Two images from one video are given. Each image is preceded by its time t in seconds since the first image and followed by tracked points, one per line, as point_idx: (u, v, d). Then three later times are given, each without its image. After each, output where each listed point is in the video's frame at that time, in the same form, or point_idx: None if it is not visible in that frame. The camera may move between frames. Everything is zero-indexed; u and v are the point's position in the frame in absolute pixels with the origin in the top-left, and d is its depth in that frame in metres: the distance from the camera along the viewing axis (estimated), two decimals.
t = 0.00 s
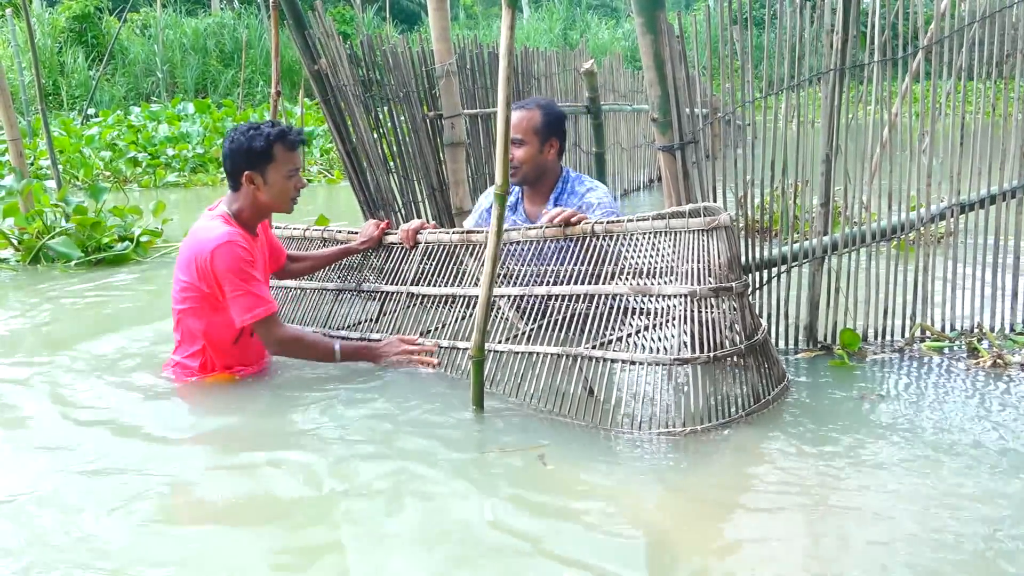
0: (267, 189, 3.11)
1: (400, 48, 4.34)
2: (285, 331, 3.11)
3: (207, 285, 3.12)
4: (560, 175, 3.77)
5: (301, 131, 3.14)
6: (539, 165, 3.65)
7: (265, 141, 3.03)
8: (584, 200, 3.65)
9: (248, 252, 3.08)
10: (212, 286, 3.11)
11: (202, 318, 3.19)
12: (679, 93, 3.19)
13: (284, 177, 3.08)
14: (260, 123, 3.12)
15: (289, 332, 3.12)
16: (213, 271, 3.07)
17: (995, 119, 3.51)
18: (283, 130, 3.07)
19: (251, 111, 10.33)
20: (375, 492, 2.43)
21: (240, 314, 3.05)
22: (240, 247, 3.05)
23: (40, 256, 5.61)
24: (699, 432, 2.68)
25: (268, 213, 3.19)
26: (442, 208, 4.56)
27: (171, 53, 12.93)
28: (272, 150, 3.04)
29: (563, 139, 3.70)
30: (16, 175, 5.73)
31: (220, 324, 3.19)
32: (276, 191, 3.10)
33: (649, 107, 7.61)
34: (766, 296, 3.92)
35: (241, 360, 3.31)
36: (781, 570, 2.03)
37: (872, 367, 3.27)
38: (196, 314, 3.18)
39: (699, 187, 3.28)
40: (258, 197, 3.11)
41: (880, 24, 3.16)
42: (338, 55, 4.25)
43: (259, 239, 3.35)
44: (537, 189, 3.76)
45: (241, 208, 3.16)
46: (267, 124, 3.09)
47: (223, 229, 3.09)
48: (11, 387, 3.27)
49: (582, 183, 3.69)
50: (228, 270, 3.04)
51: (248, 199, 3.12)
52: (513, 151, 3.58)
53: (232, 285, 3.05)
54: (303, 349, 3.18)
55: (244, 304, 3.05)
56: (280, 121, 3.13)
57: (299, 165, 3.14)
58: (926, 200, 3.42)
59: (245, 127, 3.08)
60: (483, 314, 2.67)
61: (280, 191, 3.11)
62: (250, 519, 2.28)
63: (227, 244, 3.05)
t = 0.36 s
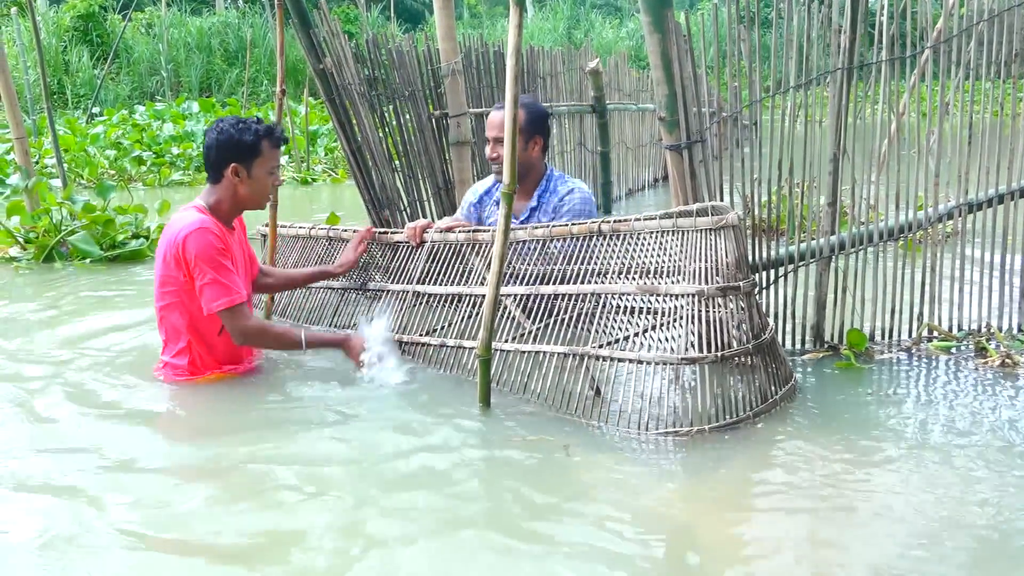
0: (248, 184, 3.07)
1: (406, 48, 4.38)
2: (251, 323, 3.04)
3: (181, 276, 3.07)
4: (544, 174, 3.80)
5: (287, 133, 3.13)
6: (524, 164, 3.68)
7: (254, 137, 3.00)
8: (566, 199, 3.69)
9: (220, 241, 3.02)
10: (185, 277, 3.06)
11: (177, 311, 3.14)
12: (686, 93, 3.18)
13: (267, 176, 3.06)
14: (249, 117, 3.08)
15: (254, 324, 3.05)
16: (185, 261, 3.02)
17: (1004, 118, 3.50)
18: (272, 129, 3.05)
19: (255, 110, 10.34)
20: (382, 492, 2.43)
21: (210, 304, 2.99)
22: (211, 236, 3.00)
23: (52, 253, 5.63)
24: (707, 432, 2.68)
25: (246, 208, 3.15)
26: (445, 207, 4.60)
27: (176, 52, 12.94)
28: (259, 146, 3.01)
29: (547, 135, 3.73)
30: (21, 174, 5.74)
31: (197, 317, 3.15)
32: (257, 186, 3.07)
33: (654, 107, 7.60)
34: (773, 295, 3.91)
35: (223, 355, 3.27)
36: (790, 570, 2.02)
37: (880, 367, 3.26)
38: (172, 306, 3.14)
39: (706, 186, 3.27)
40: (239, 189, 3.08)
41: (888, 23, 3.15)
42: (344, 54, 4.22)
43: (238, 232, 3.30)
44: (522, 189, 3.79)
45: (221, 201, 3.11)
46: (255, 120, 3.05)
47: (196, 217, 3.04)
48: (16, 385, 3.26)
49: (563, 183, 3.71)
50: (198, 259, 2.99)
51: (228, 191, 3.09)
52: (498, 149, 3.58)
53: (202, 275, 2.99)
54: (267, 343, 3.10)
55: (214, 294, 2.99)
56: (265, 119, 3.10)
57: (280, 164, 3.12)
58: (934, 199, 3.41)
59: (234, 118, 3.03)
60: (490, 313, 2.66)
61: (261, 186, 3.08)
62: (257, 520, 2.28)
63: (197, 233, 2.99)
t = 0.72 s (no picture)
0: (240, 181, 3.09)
1: (414, 49, 4.41)
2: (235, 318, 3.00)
3: (172, 271, 3.03)
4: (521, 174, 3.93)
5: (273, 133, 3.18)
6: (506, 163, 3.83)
7: (251, 136, 3.03)
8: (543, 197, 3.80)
9: (212, 235, 3.01)
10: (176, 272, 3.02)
11: (167, 308, 3.10)
12: (695, 93, 3.18)
13: (260, 175, 3.11)
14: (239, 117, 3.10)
15: (238, 320, 3.00)
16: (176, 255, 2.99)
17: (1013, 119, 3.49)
18: (265, 129, 3.09)
19: (262, 110, 10.36)
20: (390, 492, 2.43)
21: (198, 297, 2.96)
22: (206, 227, 3.00)
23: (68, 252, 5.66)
24: (716, 432, 2.67)
25: (237, 204, 3.15)
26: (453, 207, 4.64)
27: (182, 53, 12.98)
28: (254, 146, 3.05)
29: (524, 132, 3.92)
30: (30, 173, 5.75)
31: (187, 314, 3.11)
32: (250, 184, 3.09)
33: (661, 107, 7.59)
34: (782, 296, 3.91)
35: (223, 352, 3.23)
36: (800, 572, 2.02)
37: (888, 368, 3.26)
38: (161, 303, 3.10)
39: (714, 186, 3.27)
40: (230, 187, 3.08)
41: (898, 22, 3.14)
42: (351, 55, 4.22)
43: (227, 230, 3.27)
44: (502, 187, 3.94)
45: (212, 198, 3.10)
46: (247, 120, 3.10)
47: (188, 211, 3.02)
48: (25, 384, 3.27)
49: (542, 180, 3.84)
50: (190, 252, 2.96)
51: (219, 190, 3.09)
52: (479, 150, 3.80)
53: (192, 267, 2.96)
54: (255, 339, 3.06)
55: (203, 286, 2.96)
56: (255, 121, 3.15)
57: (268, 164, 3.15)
58: (943, 200, 3.40)
59: (228, 116, 3.05)
60: (498, 313, 2.66)
61: (252, 185, 3.10)
62: (265, 520, 2.28)
63: (190, 226, 2.98)
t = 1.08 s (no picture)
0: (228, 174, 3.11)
1: (422, 47, 4.42)
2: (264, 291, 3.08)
3: (174, 270, 3.04)
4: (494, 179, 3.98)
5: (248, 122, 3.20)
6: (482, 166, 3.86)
7: (235, 128, 3.05)
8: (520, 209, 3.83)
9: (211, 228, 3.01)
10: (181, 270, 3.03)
11: (174, 306, 3.12)
12: (704, 92, 3.18)
13: (245, 165, 3.13)
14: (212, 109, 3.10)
15: (268, 293, 3.08)
16: (177, 253, 2.99)
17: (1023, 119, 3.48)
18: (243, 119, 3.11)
19: (269, 109, 10.38)
20: (397, 490, 2.43)
21: (218, 290, 2.99)
22: (201, 223, 2.98)
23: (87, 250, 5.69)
24: (725, 433, 2.67)
25: (223, 197, 3.16)
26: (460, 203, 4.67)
27: (190, 52, 13.01)
28: (238, 137, 3.07)
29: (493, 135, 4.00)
30: (39, 172, 5.78)
31: (193, 312, 3.15)
32: (235, 176, 3.11)
33: (669, 108, 7.59)
34: (790, 296, 3.91)
35: (213, 352, 3.24)
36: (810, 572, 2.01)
37: (897, 368, 3.25)
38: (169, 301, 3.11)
39: (723, 186, 3.26)
40: (218, 179, 3.08)
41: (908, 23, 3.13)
42: (360, 53, 4.22)
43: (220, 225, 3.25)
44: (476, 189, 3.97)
45: (201, 194, 3.09)
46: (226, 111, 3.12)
47: (178, 209, 3.00)
48: (34, 380, 3.28)
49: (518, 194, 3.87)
50: (194, 248, 2.97)
51: (208, 185, 3.09)
52: (468, 147, 3.80)
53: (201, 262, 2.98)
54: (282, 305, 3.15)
55: (221, 278, 2.99)
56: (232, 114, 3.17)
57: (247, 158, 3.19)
58: (953, 200, 3.39)
59: (207, 109, 3.05)
60: (507, 312, 2.67)
61: (235, 178, 3.12)
62: (272, 517, 2.28)
63: (186, 223, 2.96)
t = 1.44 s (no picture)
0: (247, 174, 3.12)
1: (436, 48, 4.39)
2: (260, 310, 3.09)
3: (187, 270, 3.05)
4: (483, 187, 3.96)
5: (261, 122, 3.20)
6: (466, 179, 3.82)
7: (252, 129, 3.06)
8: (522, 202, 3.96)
9: (224, 231, 3.02)
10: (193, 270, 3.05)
11: (184, 306, 3.13)
12: (721, 92, 3.17)
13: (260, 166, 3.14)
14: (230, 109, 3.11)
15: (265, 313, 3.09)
16: (190, 254, 3.01)
17: None
18: (256, 120, 3.12)
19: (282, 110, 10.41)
20: (413, 491, 2.43)
21: (222, 294, 3.01)
22: (216, 224, 3.00)
23: (109, 251, 5.73)
24: (742, 434, 2.66)
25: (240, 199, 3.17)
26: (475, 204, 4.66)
27: (204, 52, 13.08)
28: (255, 137, 3.08)
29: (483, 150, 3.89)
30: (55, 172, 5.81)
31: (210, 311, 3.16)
32: (255, 175, 3.13)
33: (682, 107, 7.57)
34: (807, 296, 3.89)
35: (230, 352, 3.25)
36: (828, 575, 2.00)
37: (915, 370, 3.23)
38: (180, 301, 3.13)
39: (740, 186, 3.25)
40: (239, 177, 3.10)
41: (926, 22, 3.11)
42: (375, 54, 4.25)
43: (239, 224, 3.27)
44: (466, 199, 3.95)
45: (222, 194, 3.10)
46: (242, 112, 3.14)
47: (199, 209, 3.02)
48: (51, 379, 3.30)
49: (514, 185, 3.99)
50: (205, 250, 2.99)
51: (228, 185, 3.10)
52: (440, 167, 3.75)
53: (210, 265, 2.99)
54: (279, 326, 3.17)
55: (226, 283, 3.01)
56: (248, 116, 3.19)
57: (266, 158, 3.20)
58: (971, 201, 3.36)
59: (225, 109, 3.06)
60: (524, 313, 2.66)
61: (255, 176, 3.14)
62: (289, 518, 2.29)
63: (201, 224, 2.98)
